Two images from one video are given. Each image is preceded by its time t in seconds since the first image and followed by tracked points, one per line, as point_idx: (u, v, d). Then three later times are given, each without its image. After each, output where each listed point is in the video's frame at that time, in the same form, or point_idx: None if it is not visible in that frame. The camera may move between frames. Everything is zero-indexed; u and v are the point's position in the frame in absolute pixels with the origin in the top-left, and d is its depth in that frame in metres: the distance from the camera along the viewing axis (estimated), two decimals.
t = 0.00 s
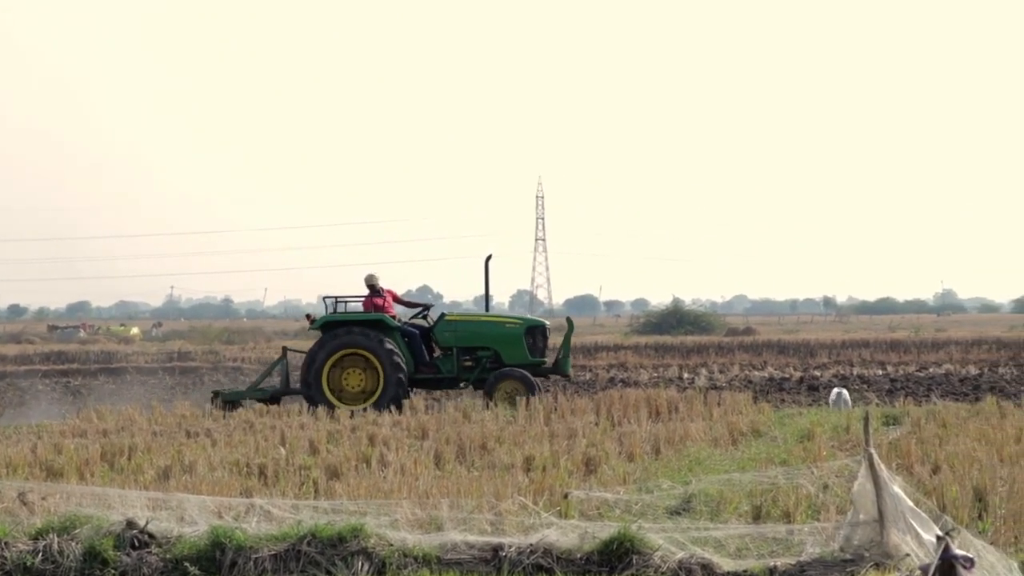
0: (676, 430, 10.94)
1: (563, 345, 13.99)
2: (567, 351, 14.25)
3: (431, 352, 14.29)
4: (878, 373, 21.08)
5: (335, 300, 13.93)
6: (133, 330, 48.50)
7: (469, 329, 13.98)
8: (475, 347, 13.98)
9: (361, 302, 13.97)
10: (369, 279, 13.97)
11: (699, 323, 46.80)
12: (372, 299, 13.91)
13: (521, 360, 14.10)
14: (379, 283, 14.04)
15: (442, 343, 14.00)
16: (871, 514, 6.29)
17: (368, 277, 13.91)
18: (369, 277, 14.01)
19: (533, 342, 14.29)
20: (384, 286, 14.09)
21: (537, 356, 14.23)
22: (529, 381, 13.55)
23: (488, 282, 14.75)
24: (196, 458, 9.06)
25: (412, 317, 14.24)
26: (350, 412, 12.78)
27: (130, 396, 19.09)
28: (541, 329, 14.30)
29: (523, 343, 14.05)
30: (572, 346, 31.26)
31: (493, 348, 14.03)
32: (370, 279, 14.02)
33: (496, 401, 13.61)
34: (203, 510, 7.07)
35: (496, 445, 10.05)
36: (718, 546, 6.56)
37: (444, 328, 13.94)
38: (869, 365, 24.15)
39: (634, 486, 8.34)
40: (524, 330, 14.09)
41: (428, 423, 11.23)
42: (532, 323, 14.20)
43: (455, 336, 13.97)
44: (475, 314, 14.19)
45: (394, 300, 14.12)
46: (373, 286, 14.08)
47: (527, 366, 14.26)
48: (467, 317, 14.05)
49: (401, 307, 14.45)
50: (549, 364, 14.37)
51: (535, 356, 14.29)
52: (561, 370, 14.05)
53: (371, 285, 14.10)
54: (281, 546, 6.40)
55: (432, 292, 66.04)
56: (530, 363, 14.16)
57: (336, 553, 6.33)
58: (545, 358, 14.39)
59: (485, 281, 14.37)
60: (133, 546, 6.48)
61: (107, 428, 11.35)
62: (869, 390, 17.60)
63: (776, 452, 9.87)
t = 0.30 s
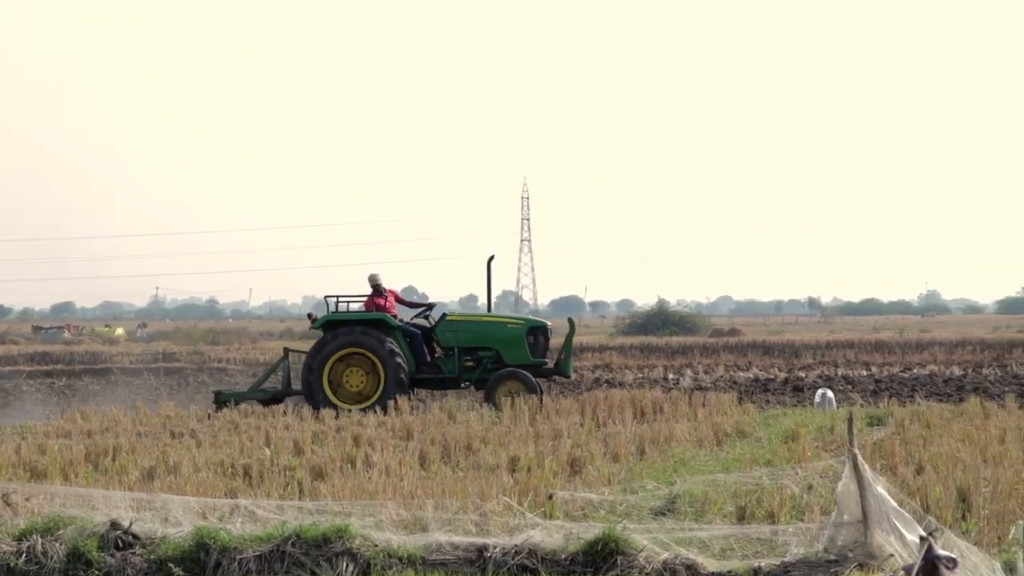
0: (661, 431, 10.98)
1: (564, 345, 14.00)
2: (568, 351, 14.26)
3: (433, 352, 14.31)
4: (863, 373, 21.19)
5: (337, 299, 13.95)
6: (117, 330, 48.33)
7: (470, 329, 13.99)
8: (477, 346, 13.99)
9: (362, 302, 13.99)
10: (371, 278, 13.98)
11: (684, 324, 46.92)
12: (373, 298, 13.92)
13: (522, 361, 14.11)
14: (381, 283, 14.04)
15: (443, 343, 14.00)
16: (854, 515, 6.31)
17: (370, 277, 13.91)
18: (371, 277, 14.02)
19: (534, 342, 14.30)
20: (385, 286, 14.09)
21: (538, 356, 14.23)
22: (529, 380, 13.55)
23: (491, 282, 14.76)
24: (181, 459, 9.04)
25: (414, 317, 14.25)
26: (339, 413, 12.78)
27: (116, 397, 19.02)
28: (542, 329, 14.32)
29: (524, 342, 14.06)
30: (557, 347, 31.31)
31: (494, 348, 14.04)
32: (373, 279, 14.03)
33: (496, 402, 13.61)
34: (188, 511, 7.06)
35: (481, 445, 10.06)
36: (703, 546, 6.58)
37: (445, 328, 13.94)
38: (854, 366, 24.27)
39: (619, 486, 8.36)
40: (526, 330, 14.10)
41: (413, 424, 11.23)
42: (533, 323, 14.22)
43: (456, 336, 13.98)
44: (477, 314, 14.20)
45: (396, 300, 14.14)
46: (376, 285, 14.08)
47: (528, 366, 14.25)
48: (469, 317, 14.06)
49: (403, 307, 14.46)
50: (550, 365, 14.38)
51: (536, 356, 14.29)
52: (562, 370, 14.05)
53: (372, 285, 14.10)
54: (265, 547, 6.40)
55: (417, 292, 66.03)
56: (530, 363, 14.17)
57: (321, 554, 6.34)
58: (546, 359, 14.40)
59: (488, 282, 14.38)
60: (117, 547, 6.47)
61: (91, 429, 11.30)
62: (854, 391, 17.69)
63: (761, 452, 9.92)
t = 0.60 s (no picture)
0: (647, 431, 11.02)
1: (564, 345, 14.04)
2: (567, 352, 14.29)
3: (433, 352, 14.32)
4: (848, 373, 21.33)
5: (338, 299, 13.99)
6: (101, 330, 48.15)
7: (471, 328, 14.02)
8: (478, 346, 14.01)
9: (363, 301, 14.03)
10: (372, 278, 14.02)
11: (670, 324, 47.07)
12: (373, 298, 13.96)
13: (522, 361, 14.13)
14: (382, 282, 14.07)
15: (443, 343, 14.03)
16: (840, 515, 6.33)
17: (371, 276, 13.94)
18: (371, 276, 14.07)
19: (534, 343, 14.33)
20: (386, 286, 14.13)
21: (538, 357, 14.26)
22: (529, 380, 13.58)
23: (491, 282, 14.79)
24: (166, 459, 9.02)
25: (414, 317, 14.27)
26: (329, 413, 12.77)
27: (102, 398, 18.95)
28: (543, 330, 14.35)
29: (525, 343, 14.09)
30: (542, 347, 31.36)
31: (494, 348, 14.06)
32: (374, 278, 14.06)
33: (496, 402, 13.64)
34: (173, 512, 7.04)
35: (467, 446, 10.07)
36: (688, 546, 6.61)
37: (445, 327, 13.97)
38: (840, 366, 24.38)
39: (605, 487, 8.39)
40: (527, 330, 14.13)
41: (399, 424, 11.24)
42: (533, 324, 14.25)
43: (456, 336, 14.01)
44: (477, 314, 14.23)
45: (396, 300, 14.16)
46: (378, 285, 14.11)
47: (522, 367, 14.26)
48: (469, 317, 14.09)
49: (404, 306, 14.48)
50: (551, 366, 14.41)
51: (536, 357, 14.32)
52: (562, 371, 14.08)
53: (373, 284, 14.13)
54: (250, 548, 6.40)
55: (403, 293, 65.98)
56: (530, 364, 14.19)
57: (306, 555, 6.34)
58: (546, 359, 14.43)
59: (488, 282, 14.41)
60: (102, 548, 6.46)
61: (77, 429, 11.26)
62: (839, 392, 17.78)
63: (747, 453, 9.98)
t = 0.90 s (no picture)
0: (632, 432, 11.06)
1: (563, 346, 14.06)
2: (567, 352, 14.33)
3: (433, 352, 14.36)
4: (833, 375, 21.41)
5: (338, 299, 14.03)
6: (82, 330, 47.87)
7: (470, 329, 14.04)
8: (477, 347, 14.04)
9: (362, 301, 14.07)
10: (372, 277, 14.05)
11: (655, 325, 47.12)
12: (373, 298, 13.99)
13: (522, 361, 14.16)
14: (383, 282, 14.10)
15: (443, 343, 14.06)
16: (824, 516, 6.38)
17: (372, 276, 13.98)
18: (372, 276, 14.11)
19: (533, 343, 14.36)
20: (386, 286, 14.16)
21: (538, 357, 14.29)
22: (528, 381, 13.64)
23: (490, 283, 14.82)
24: (151, 460, 9.00)
25: (414, 317, 14.30)
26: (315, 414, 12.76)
27: (86, 399, 18.85)
28: (542, 330, 14.38)
29: (524, 343, 14.11)
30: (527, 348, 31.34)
31: (493, 348, 14.09)
32: (376, 278, 14.10)
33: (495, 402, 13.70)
34: (158, 513, 7.04)
35: (452, 447, 10.08)
36: (673, 547, 6.64)
37: (445, 328, 14.00)
38: (825, 367, 24.46)
39: (590, 487, 8.42)
40: (526, 330, 14.15)
41: (384, 425, 11.24)
42: (533, 324, 14.27)
43: (456, 337, 14.04)
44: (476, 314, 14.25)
45: (396, 300, 14.20)
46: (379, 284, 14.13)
47: (512, 368, 14.28)
48: (468, 317, 14.11)
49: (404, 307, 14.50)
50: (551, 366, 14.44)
51: (536, 357, 14.34)
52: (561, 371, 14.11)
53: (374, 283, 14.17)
54: (236, 548, 6.40)
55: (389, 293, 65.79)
56: (530, 364, 14.22)
57: (291, 556, 6.34)
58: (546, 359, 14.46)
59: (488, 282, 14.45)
60: (86, 549, 6.46)
61: (61, 429, 11.23)
62: (824, 393, 17.86)
63: (732, 453, 10.03)
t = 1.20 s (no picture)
0: (617, 432, 11.09)
1: (562, 347, 14.10)
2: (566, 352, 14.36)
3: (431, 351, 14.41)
4: (817, 376, 21.50)
5: (336, 299, 14.05)
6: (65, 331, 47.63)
7: (469, 330, 14.08)
8: (476, 348, 14.08)
9: (362, 301, 14.08)
10: (372, 277, 14.05)
11: (639, 326, 47.19)
12: (373, 298, 13.99)
13: (521, 362, 14.20)
14: (383, 282, 14.10)
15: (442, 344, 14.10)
16: (807, 516, 6.43)
17: (372, 277, 13.99)
18: (372, 276, 14.11)
19: (532, 343, 14.41)
20: (386, 285, 14.16)
21: (537, 358, 14.33)
22: (528, 384, 13.70)
23: (488, 282, 14.84)
24: (135, 460, 8.98)
25: (413, 317, 14.35)
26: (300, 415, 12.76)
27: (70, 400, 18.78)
28: (541, 330, 14.42)
29: (523, 343, 14.15)
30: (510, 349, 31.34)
31: (492, 349, 14.13)
32: (376, 278, 14.09)
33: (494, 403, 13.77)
34: (141, 513, 7.02)
35: (436, 447, 10.09)
36: (657, 547, 6.67)
37: (444, 329, 14.06)
38: (808, 368, 24.55)
39: (574, 488, 8.44)
40: (525, 330, 14.20)
41: (368, 425, 11.24)
42: (532, 324, 14.32)
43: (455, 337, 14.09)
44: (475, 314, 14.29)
45: (395, 300, 14.22)
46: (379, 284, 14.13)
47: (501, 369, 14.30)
48: (467, 318, 14.15)
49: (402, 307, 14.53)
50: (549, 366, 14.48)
51: (535, 357, 14.39)
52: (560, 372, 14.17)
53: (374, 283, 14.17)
54: (219, 549, 6.40)
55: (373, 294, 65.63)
56: (529, 364, 14.27)
57: (275, 556, 6.34)
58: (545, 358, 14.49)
59: (486, 282, 14.49)
60: (69, 549, 6.45)
61: (44, 430, 11.20)
62: (807, 393, 17.95)
63: (716, 454, 10.07)
